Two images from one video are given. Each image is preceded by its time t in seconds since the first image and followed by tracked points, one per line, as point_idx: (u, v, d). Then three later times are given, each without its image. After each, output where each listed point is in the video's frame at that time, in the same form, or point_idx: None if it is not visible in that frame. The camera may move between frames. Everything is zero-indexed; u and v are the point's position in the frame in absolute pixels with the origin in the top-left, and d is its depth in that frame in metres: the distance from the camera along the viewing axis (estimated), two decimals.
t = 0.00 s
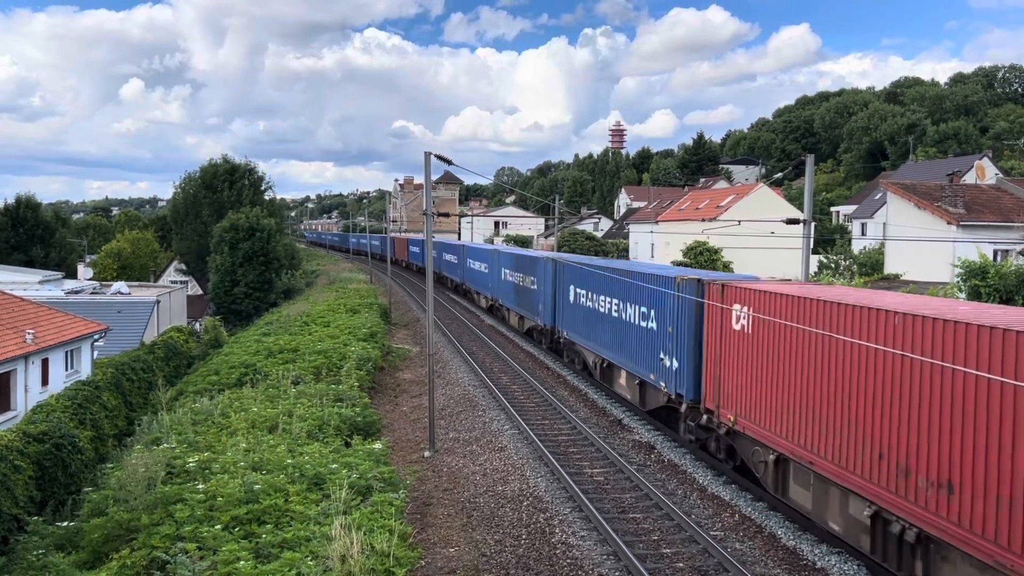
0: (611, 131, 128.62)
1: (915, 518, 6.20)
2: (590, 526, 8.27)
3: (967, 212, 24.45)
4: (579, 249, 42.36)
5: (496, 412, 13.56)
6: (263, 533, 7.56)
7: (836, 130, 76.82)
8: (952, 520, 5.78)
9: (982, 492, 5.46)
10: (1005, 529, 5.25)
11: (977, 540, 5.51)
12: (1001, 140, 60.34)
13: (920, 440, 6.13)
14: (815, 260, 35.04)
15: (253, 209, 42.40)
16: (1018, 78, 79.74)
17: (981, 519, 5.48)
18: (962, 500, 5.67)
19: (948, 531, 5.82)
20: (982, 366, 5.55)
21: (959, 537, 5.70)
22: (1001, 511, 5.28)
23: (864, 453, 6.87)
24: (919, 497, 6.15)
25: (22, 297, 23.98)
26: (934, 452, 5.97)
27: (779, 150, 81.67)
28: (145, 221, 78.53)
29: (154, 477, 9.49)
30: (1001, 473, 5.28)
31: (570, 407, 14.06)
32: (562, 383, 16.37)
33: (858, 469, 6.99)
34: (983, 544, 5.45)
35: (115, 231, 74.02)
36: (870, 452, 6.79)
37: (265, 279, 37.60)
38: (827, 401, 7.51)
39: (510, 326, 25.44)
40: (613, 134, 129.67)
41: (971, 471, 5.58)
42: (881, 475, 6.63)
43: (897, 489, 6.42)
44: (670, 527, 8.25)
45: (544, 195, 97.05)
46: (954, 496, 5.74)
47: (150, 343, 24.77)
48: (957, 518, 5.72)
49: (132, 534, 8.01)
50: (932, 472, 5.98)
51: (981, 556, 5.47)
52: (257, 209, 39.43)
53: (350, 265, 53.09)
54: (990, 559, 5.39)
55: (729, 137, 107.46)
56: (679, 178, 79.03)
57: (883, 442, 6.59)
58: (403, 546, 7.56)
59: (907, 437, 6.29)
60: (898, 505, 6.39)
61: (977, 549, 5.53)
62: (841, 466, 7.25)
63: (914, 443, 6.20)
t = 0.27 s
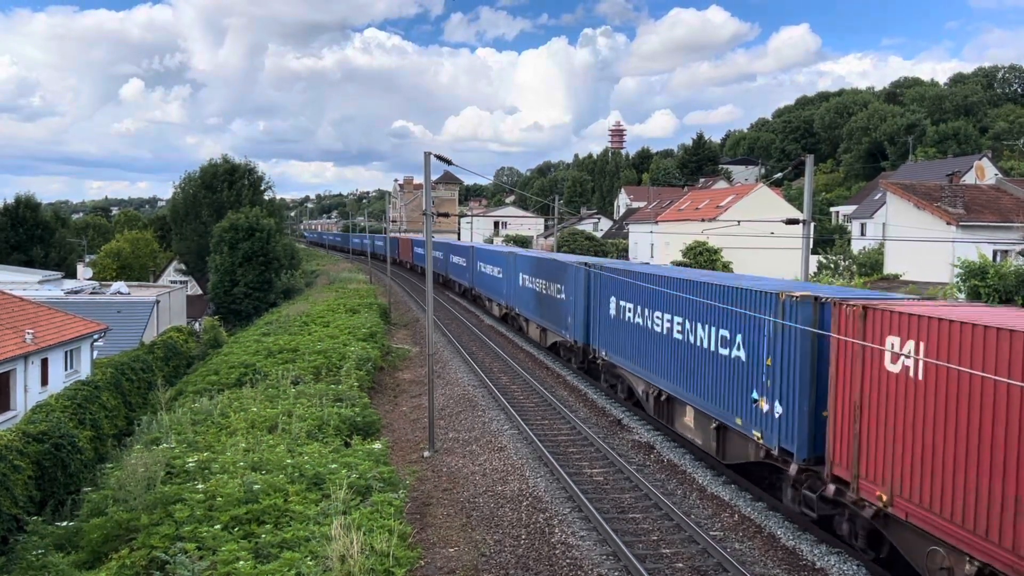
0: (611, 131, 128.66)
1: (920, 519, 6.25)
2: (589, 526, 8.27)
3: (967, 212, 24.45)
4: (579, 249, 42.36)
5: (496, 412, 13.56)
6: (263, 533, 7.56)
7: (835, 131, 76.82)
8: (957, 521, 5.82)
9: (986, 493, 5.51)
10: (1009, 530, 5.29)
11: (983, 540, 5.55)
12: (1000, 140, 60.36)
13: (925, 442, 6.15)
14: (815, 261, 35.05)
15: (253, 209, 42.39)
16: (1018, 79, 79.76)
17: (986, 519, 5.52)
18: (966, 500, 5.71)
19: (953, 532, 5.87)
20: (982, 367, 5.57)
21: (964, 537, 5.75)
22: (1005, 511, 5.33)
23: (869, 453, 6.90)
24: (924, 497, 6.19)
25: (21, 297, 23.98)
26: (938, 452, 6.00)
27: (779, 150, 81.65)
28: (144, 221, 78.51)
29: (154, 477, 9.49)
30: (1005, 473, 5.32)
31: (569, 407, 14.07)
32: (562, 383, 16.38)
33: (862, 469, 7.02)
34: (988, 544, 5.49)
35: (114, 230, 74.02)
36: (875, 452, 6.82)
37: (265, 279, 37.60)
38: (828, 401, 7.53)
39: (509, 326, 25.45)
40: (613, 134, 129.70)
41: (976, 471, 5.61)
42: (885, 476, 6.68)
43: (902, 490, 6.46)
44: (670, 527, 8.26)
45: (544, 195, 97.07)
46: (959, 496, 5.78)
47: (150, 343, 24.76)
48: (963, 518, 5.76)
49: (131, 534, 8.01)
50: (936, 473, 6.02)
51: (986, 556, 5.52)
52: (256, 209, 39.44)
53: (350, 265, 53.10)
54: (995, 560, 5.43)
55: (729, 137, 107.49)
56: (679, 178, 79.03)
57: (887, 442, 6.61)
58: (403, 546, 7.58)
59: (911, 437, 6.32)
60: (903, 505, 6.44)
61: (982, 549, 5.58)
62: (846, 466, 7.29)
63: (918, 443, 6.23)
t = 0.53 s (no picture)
0: (611, 131, 128.71)
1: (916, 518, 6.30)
2: (589, 526, 8.27)
3: (967, 212, 24.47)
4: (579, 249, 42.34)
5: (496, 412, 13.56)
6: (262, 533, 7.56)
7: (835, 131, 76.83)
8: (951, 520, 5.87)
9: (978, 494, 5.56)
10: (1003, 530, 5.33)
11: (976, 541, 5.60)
12: (1000, 140, 60.39)
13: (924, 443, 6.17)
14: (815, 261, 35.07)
15: (253, 209, 42.38)
16: (1017, 79, 79.80)
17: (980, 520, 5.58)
18: (961, 501, 5.75)
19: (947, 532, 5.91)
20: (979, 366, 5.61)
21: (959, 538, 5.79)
22: (998, 514, 5.38)
23: (867, 452, 6.94)
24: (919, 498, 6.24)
25: (21, 297, 23.95)
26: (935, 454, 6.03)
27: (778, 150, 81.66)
28: (144, 221, 78.46)
29: (153, 477, 9.49)
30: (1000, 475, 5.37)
31: (570, 408, 14.05)
32: (561, 383, 16.38)
33: (862, 470, 7.04)
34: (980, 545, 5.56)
35: (114, 230, 74.01)
36: (873, 452, 6.86)
37: (265, 279, 37.58)
38: (832, 404, 7.47)
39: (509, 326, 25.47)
40: (613, 134, 129.74)
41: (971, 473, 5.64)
42: (883, 476, 6.72)
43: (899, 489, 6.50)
44: (669, 527, 8.25)
45: (544, 195, 97.09)
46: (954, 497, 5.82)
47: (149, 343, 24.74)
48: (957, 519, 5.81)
49: (131, 534, 8.00)
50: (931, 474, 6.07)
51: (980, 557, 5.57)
52: (256, 208, 39.43)
53: (349, 265, 53.10)
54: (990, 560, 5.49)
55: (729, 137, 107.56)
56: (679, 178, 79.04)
57: (884, 442, 6.66)
58: (403, 546, 7.58)
59: (907, 436, 6.36)
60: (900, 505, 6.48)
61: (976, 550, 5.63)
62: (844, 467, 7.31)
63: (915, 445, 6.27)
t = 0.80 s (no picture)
0: (611, 131, 128.73)
1: (911, 517, 6.31)
2: (588, 526, 8.27)
3: (966, 212, 24.49)
4: (579, 249, 42.35)
5: (495, 412, 13.56)
6: (262, 533, 7.56)
7: (835, 131, 76.83)
8: (946, 519, 5.89)
9: (978, 493, 5.56)
10: (1001, 528, 5.34)
11: (974, 539, 5.61)
12: (1000, 141, 60.41)
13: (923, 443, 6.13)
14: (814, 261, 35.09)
15: (252, 208, 42.37)
16: (1017, 79, 79.84)
17: (976, 517, 5.59)
18: (960, 502, 5.74)
19: (944, 531, 5.92)
20: (976, 364, 5.62)
21: (956, 537, 5.80)
22: (996, 511, 5.39)
23: (862, 450, 6.96)
24: (913, 496, 6.25)
25: (20, 297, 23.92)
26: (931, 453, 6.04)
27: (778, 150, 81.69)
28: (144, 221, 78.41)
29: (153, 477, 9.48)
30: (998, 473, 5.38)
31: (569, 408, 14.06)
32: (561, 383, 16.38)
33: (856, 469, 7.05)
34: (977, 543, 5.57)
35: (114, 230, 74.00)
36: (868, 451, 6.87)
37: (265, 279, 37.58)
38: (827, 403, 7.49)
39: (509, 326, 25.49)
40: (613, 134, 129.76)
41: (968, 471, 5.65)
42: (879, 475, 6.73)
43: (894, 487, 6.51)
44: (669, 527, 8.26)
45: (544, 194, 97.11)
46: (950, 495, 5.83)
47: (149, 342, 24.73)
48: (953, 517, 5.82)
49: (131, 533, 8.00)
50: (926, 472, 6.09)
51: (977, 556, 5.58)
52: (256, 208, 39.42)
53: (349, 264, 53.09)
54: (986, 559, 5.51)
55: (729, 138, 107.60)
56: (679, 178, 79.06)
57: (877, 440, 6.68)
58: (402, 546, 7.59)
59: (900, 435, 6.38)
60: (896, 503, 6.48)
61: (973, 548, 5.64)
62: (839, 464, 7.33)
63: (910, 443, 6.27)
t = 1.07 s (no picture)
0: (611, 132, 128.76)
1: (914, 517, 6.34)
2: (588, 526, 8.27)
3: (966, 213, 24.50)
4: (579, 249, 42.35)
5: (495, 412, 13.56)
6: (262, 533, 7.56)
7: (834, 131, 76.83)
8: (949, 519, 5.92)
9: (980, 492, 5.58)
10: (1003, 528, 5.37)
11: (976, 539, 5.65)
12: (1000, 141, 60.42)
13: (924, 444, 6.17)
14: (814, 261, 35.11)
15: (252, 208, 42.37)
16: (1017, 79, 79.85)
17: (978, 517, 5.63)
18: (961, 501, 5.78)
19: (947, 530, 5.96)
20: (974, 363, 5.65)
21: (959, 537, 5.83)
22: (998, 511, 5.42)
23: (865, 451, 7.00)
24: (916, 496, 6.29)
25: (20, 296, 23.91)
26: (933, 453, 6.07)
27: (778, 150, 81.74)
28: (143, 221, 78.39)
29: (153, 477, 9.48)
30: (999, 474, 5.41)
31: (569, 408, 14.06)
32: (560, 383, 16.39)
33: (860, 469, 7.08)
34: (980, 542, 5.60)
35: (114, 229, 74.00)
36: (872, 451, 6.91)
37: (265, 279, 37.57)
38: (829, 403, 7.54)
39: (509, 326, 25.50)
40: (613, 134, 129.78)
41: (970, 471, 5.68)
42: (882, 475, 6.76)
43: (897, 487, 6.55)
44: (668, 528, 8.25)
45: (543, 194, 97.14)
46: (954, 495, 5.85)
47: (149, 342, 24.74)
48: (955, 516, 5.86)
49: (131, 533, 7.99)
50: (927, 472, 6.13)
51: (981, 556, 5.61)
52: (256, 208, 39.42)
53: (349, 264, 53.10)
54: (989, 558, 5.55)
55: (729, 138, 107.66)
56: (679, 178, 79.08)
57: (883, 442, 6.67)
58: (402, 546, 7.59)
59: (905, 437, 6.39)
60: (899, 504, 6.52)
61: (975, 547, 5.68)
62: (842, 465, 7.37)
63: (912, 443, 6.31)
